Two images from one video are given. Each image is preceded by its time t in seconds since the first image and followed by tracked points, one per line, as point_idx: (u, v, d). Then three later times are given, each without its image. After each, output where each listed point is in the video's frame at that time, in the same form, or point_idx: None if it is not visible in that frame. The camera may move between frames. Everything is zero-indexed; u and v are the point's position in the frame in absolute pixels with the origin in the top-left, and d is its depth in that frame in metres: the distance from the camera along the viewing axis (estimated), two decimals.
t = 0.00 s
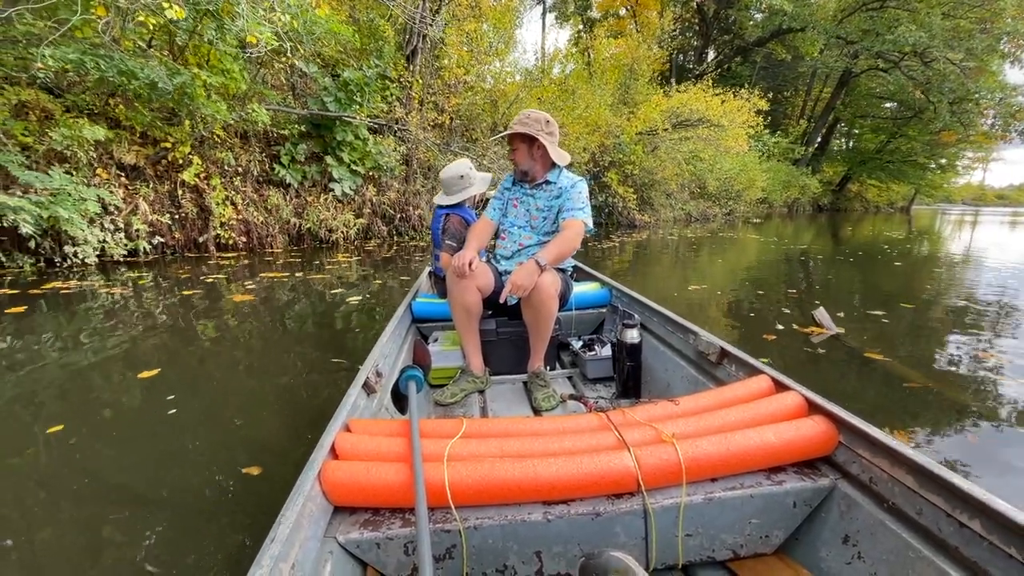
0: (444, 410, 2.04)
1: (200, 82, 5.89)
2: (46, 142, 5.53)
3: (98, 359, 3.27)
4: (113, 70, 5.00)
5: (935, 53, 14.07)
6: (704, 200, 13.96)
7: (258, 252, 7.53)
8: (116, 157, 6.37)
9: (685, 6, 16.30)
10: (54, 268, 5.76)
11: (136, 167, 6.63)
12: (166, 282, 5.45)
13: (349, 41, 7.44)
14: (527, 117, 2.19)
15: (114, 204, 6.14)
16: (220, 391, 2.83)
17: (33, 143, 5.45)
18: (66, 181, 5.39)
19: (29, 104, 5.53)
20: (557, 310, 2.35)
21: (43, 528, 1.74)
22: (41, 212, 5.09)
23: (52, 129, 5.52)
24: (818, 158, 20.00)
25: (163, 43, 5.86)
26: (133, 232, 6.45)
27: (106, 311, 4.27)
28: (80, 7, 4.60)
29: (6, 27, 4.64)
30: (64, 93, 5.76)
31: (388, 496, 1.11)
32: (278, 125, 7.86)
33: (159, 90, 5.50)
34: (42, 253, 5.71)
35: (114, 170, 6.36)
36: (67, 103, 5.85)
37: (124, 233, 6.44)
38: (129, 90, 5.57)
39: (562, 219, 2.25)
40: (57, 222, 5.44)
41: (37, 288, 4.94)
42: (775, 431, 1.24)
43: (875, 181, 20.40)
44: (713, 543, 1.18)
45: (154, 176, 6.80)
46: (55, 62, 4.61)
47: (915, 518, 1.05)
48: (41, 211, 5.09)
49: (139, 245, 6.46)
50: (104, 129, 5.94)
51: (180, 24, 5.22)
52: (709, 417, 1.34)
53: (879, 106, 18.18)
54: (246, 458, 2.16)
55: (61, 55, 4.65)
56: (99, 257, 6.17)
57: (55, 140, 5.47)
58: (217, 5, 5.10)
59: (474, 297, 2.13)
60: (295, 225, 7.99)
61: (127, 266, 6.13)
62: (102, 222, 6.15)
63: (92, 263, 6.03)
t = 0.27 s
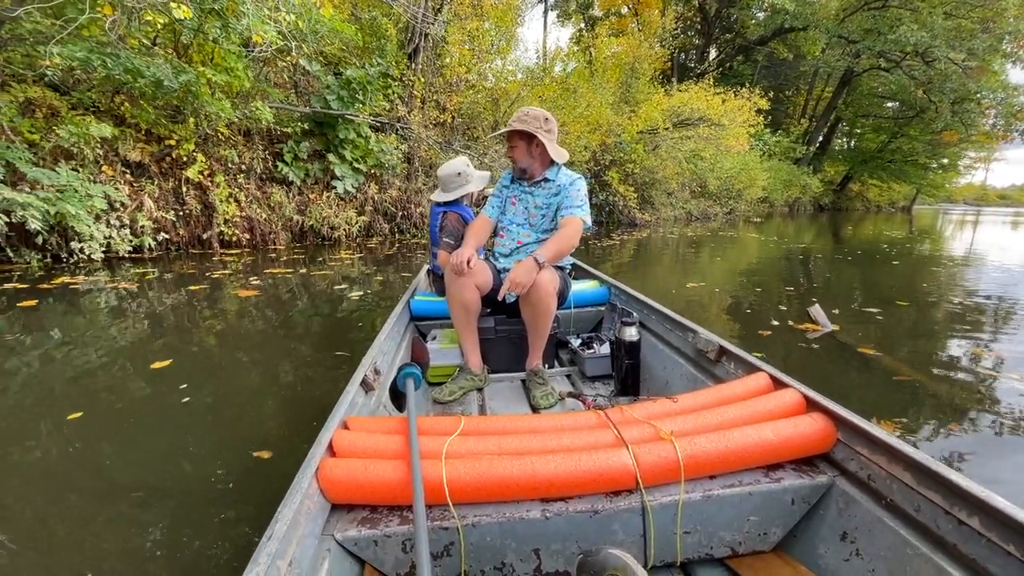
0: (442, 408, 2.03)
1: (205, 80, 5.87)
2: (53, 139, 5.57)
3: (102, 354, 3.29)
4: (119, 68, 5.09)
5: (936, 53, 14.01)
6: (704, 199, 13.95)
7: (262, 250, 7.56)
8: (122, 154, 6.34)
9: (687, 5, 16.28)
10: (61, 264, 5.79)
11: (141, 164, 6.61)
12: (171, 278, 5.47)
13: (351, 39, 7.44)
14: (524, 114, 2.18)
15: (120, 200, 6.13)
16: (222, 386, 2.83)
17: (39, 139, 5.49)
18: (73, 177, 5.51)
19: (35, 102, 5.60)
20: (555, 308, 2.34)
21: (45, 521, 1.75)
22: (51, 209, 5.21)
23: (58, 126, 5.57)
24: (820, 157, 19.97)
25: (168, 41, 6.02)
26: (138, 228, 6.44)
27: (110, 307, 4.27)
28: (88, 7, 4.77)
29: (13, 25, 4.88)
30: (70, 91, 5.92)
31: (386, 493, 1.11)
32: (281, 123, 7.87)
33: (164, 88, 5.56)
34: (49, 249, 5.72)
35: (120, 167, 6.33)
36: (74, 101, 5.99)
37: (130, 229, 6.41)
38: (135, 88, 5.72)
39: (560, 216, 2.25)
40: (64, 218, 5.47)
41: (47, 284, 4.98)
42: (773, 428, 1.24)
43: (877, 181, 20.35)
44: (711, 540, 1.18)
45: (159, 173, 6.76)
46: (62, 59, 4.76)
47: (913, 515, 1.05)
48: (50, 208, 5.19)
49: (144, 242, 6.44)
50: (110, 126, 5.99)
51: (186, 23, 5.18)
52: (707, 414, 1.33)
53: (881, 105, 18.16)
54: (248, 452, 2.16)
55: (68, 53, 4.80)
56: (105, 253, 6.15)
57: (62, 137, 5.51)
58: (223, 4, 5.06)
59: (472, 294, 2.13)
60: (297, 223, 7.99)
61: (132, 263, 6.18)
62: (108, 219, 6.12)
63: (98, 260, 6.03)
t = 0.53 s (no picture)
0: (442, 405, 2.03)
1: (209, 78, 5.88)
2: (59, 135, 5.57)
3: (105, 349, 3.29)
4: (126, 65, 5.30)
5: (937, 53, 13.98)
6: (704, 198, 13.95)
7: (265, 246, 7.58)
8: (126, 150, 6.36)
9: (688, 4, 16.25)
10: (66, 259, 5.84)
11: (145, 161, 6.66)
12: (175, 273, 5.47)
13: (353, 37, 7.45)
14: (524, 111, 2.17)
15: (125, 197, 6.18)
16: (225, 381, 2.84)
17: (45, 136, 5.48)
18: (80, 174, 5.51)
19: (41, 99, 5.56)
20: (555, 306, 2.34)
21: (47, 515, 1.75)
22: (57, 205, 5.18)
23: (64, 123, 5.60)
24: (820, 156, 19.95)
25: (172, 38, 5.75)
26: (144, 224, 6.50)
27: (112, 303, 4.27)
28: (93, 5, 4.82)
29: (22, 24, 5.02)
30: (76, 88, 5.91)
31: (386, 490, 1.11)
32: (283, 121, 7.76)
33: (171, 87, 5.75)
34: (56, 244, 5.74)
35: (124, 163, 6.39)
36: (80, 98, 5.97)
37: (134, 225, 6.48)
38: (140, 86, 5.88)
39: (560, 214, 2.25)
40: (70, 214, 5.49)
41: (55, 278, 5.05)
42: (773, 425, 1.25)
43: (877, 181, 20.33)
44: (711, 536, 1.18)
45: (163, 170, 6.80)
46: (70, 57, 4.97)
47: (912, 510, 1.06)
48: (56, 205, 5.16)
49: (149, 238, 6.53)
50: (116, 123, 6.02)
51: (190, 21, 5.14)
52: (708, 411, 1.34)
53: (882, 104, 18.17)
54: (250, 446, 2.17)
55: (76, 51, 5.00)
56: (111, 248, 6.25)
57: (69, 134, 5.55)
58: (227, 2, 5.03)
59: (472, 292, 2.13)
60: (300, 219, 8.01)
61: (137, 259, 6.22)
62: (113, 215, 6.17)
63: (104, 255, 6.07)
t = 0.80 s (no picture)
0: (441, 403, 2.04)
1: (212, 75, 5.88)
2: (63, 132, 5.61)
3: (107, 344, 3.29)
4: (130, 63, 5.30)
5: (936, 53, 13.98)
6: (704, 197, 13.96)
7: (267, 243, 7.54)
8: (130, 147, 6.34)
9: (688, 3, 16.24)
10: (70, 255, 5.86)
11: (148, 158, 6.62)
12: (178, 269, 5.48)
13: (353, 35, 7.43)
14: (523, 108, 2.16)
15: (128, 193, 6.15)
16: (226, 377, 2.84)
17: (50, 133, 5.52)
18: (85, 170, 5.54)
19: (45, 95, 5.58)
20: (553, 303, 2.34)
21: (49, 510, 1.76)
22: (63, 201, 5.25)
23: (68, 120, 5.59)
24: (819, 155, 19.95)
25: (175, 36, 5.95)
26: (146, 220, 6.47)
27: (114, 299, 4.26)
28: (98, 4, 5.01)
29: (25, 19, 4.98)
30: (80, 85, 5.88)
31: (385, 486, 1.12)
32: (285, 118, 7.78)
33: (174, 85, 5.70)
34: (59, 240, 5.79)
35: (127, 160, 6.34)
36: (84, 95, 5.95)
37: (137, 221, 6.45)
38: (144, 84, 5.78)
39: (558, 211, 2.25)
40: (74, 210, 5.54)
41: (61, 272, 5.10)
42: (772, 421, 1.25)
43: (876, 180, 20.35)
44: (710, 532, 1.18)
45: (166, 167, 6.76)
46: (75, 54, 4.93)
47: (909, 505, 1.06)
48: (62, 200, 5.22)
49: (152, 234, 6.48)
50: (120, 120, 6.00)
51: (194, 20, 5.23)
52: (706, 407, 1.34)
53: (881, 104, 18.19)
54: (251, 441, 2.17)
55: (81, 48, 4.97)
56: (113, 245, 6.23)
57: (73, 131, 5.53)
58: None
59: (470, 289, 2.13)
60: (301, 217, 7.99)
61: (140, 255, 6.20)
62: (116, 211, 6.17)
63: (107, 250, 6.08)
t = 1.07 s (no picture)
0: (437, 401, 2.04)
1: (213, 73, 5.99)
2: (64, 129, 5.59)
3: (107, 340, 3.28)
4: (132, 61, 5.40)
5: (932, 54, 14.04)
6: (701, 196, 13.97)
7: (266, 240, 7.54)
8: (131, 144, 6.28)
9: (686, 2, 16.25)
10: (73, 251, 5.89)
11: (149, 155, 6.59)
12: (179, 265, 5.47)
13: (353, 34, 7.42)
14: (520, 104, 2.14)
15: (129, 190, 6.14)
16: (226, 372, 2.83)
17: (51, 130, 5.52)
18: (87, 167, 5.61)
19: (46, 93, 5.58)
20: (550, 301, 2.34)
21: (49, 503, 1.76)
22: (65, 196, 5.30)
23: (71, 117, 5.58)
24: (816, 155, 19.99)
25: (175, 34, 5.96)
26: (148, 217, 6.45)
27: (115, 295, 4.25)
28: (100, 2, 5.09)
29: (26, 18, 5.10)
30: (81, 83, 5.86)
31: (382, 483, 1.11)
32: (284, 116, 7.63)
33: (176, 83, 5.78)
34: (61, 236, 5.80)
35: (128, 157, 6.29)
36: (84, 92, 5.91)
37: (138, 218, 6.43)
38: (144, 81, 5.82)
39: (554, 209, 2.24)
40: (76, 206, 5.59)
41: (66, 267, 5.14)
42: (768, 419, 1.25)
43: (873, 180, 20.39)
44: (706, 529, 1.18)
45: (166, 164, 6.74)
46: (78, 53, 5.04)
47: (904, 502, 1.07)
48: (65, 196, 5.30)
49: (153, 230, 6.45)
50: (122, 118, 5.96)
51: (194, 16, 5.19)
52: (703, 405, 1.34)
53: (878, 104, 18.26)
54: (251, 437, 2.17)
55: (83, 46, 5.07)
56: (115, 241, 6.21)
57: (75, 128, 5.53)
58: None
59: (467, 287, 2.12)
60: (301, 214, 7.95)
61: (141, 251, 6.19)
62: (118, 207, 6.17)
63: (109, 246, 6.12)
